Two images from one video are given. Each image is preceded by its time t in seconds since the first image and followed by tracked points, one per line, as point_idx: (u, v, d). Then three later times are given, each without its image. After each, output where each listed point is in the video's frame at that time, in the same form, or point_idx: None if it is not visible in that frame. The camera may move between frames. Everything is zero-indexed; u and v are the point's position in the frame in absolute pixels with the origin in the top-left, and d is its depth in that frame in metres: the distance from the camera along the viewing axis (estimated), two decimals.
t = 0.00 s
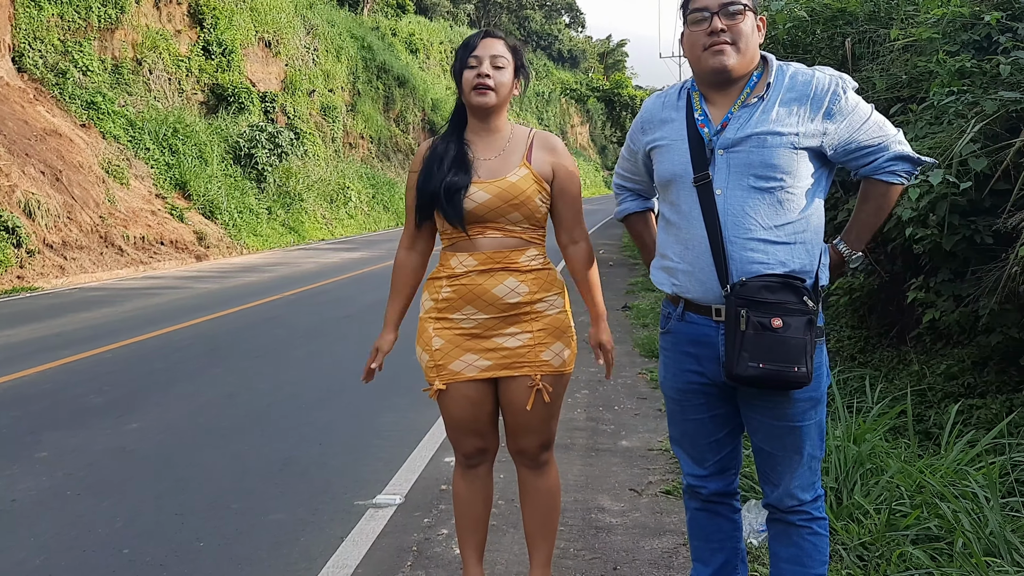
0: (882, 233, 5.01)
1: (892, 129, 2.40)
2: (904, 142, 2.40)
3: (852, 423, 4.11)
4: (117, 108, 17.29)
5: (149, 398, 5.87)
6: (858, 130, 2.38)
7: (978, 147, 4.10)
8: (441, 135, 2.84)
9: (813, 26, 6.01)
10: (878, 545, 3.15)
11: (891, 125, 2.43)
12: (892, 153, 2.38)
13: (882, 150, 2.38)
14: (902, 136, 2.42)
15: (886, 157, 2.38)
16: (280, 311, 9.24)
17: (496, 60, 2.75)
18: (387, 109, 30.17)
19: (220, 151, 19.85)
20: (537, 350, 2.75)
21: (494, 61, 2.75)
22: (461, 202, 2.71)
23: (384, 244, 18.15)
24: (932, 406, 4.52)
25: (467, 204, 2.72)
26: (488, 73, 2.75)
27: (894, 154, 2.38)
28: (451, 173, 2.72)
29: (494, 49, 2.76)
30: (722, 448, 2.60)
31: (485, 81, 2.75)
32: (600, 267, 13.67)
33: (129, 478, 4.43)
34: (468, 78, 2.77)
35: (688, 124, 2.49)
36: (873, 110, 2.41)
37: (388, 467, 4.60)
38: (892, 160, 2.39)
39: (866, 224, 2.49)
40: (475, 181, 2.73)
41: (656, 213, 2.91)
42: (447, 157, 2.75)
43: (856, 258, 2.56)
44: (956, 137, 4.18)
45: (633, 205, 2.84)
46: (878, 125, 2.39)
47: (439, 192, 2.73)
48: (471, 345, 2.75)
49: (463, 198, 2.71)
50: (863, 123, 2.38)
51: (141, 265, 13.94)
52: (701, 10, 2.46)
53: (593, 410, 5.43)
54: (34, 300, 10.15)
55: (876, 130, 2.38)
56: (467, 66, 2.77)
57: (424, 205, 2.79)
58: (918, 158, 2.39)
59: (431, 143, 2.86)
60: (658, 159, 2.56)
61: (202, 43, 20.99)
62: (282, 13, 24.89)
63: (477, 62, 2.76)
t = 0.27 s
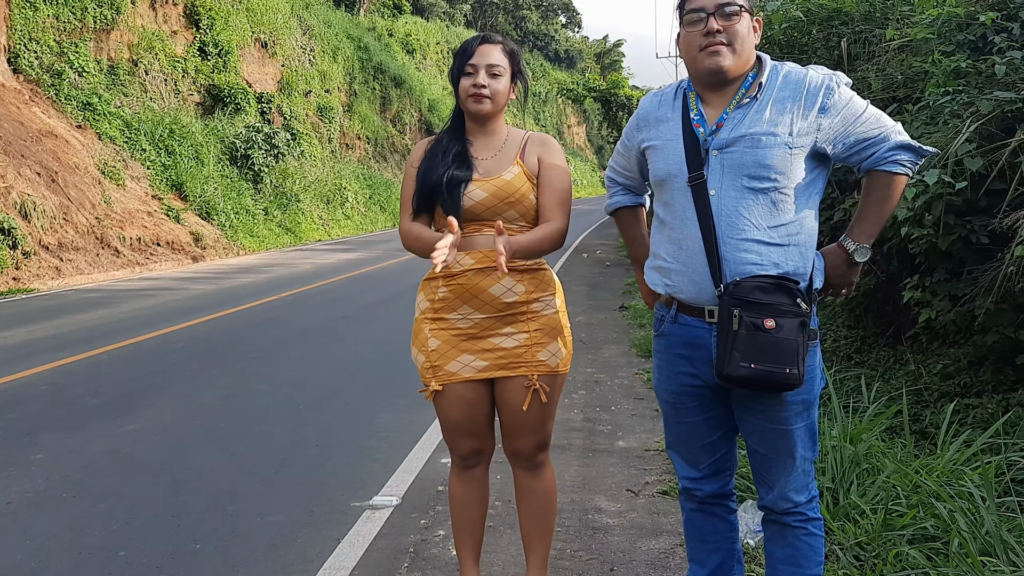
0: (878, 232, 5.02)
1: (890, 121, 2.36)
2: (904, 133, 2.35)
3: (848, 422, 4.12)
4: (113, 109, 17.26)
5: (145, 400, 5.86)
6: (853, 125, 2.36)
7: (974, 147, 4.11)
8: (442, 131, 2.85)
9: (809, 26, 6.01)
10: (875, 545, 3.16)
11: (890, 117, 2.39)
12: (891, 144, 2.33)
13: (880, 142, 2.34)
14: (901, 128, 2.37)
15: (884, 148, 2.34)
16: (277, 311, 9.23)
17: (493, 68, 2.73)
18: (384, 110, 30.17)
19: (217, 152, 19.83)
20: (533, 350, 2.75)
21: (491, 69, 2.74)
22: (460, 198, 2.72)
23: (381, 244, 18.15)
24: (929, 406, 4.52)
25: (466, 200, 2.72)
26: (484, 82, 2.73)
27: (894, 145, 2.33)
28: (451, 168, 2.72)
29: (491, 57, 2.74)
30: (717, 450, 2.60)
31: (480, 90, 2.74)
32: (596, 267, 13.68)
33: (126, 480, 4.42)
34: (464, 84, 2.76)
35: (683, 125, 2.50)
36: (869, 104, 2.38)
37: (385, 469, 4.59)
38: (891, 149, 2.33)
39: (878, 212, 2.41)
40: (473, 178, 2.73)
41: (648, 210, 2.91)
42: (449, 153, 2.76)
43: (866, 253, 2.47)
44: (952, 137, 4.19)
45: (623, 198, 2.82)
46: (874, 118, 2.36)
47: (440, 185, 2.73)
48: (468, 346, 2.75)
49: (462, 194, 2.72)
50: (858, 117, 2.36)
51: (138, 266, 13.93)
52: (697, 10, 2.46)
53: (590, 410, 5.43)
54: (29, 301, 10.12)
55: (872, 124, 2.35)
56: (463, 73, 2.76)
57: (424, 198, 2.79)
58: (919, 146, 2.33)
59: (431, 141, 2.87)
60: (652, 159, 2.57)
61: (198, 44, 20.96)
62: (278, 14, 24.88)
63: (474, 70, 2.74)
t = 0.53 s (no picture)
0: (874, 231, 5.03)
1: (891, 99, 2.31)
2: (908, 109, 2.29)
3: (845, 422, 4.12)
4: (109, 110, 17.24)
5: (142, 401, 5.85)
6: (851, 110, 2.33)
7: (970, 146, 4.11)
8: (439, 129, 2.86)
9: (805, 26, 6.02)
10: (872, 544, 3.16)
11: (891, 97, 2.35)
12: (895, 119, 2.27)
13: (882, 121, 2.29)
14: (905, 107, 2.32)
15: (888, 124, 2.28)
16: (274, 312, 9.22)
17: (488, 71, 2.72)
18: (381, 110, 30.17)
19: (214, 153, 19.81)
20: (531, 351, 2.76)
21: (484, 73, 2.72)
22: (462, 193, 2.72)
23: (378, 245, 18.15)
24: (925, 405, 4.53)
25: (465, 197, 2.73)
26: (476, 87, 2.73)
27: (898, 120, 2.27)
28: (452, 163, 2.72)
29: (483, 60, 2.72)
30: (712, 450, 2.60)
31: (473, 96, 2.74)
32: (593, 267, 13.69)
33: (122, 481, 4.42)
34: (459, 87, 2.76)
35: (679, 124, 2.50)
36: (867, 88, 2.35)
37: (383, 469, 4.59)
38: (895, 122, 2.27)
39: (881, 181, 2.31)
40: (473, 174, 2.73)
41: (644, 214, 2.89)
42: (450, 148, 2.76)
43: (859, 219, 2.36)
44: (948, 136, 4.19)
45: (619, 201, 2.82)
46: (874, 100, 2.32)
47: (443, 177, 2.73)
48: (465, 347, 2.75)
49: (462, 188, 2.72)
50: (856, 101, 2.32)
51: (135, 268, 13.91)
52: (686, 10, 2.47)
53: (587, 410, 5.43)
54: (26, 303, 10.10)
55: (872, 106, 2.31)
56: (457, 78, 2.76)
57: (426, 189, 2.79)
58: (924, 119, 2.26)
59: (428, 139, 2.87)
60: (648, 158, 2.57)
61: (194, 44, 20.94)
62: (275, 15, 24.86)
63: (466, 74, 2.74)
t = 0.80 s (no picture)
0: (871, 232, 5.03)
1: (885, 111, 2.29)
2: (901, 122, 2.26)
3: (842, 422, 4.12)
4: (105, 111, 17.20)
5: (138, 403, 5.83)
6: (845, 117, 2.30)
7: (966, 146, 4.11)
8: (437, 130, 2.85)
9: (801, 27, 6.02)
10: (868, 544, 3.16)
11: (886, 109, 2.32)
12: (885, 132, 2.25)
13: (874, 132, 2.27)
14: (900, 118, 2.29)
15: (878, 136, 2.26)
16: (270, 314, 9.21)
17: (487, 75, 2.72)
18: (377, 111, 30.14)
19: (209, 154, 19.77)
20: (529, 352, 2.75)
21: (480, 76, 2.73)
22: (460, 193, 2.71)
23: (374, 246, 18.12)
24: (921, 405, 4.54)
25: (463, 198, 2.72)
26: (474, 90, 2.73)
27: (889, 133, 2.25)
28: (451, 163, 2.72)
29: (481, 63, 2.72)
30: (709, 452, 2.60)
31: (471, 99, 2.73)
32: (589, 268, 13.69)
33: (118, 484, 4.40)
34: (456, 90, 2.76)
35: (674, 127, 2.52)
36: (862, 98, 2.33)
37: (379, 471, 4.58)
38: (885, 135, 2.25)
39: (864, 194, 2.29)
40: (471, 175, 2.73)
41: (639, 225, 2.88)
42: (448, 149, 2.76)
43: (835, 232, 2.33)
44: (944, 137, 4.20)
45: (615, 211, 2.81)
46: (868, 110, 2.29)
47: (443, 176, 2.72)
48: (462, 348, 2.74)
49: (460, 188, 2.70)
50: (850, 109, 2.30)
51: (130, 269, 13.88)
52: (679, 15, 2.48)
53: (584, 411, 5.43)
54: (21, 305, 10.07)
55: (865, 115, 2.28)
56: (454, 81, 2.76)
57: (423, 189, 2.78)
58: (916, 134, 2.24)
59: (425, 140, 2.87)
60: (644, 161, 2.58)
61: (190, 45, 20.91)
62: (270, 16, 24.84)
63: (464, 77, 2.74)
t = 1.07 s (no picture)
0: (867, 234, 5.04)
1: (884, 114, 2.30)
2: (900, 125, 2.27)
3: (839, 424, 4.12)
4: (101, 114, 17.18)
5: (135, 407, 5.82)
6: (843, 121, 2.31)
7: (961, 149, 4.13)
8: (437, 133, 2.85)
9: (797, 29, 6.03)
10: (866, 546, 3.16)
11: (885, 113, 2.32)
12: (883, 135, 2.25)
13: (872, 135, 2.27)
14: (898, 122, 2.29)
15: (877, 138, 2.26)
16: (267, 317, 9.20)
17: (486, 77, 2.72)
18: (374, 114, 30.14)
19: (206, 157, 19.75)
20: (529, 355, 2.75)
21: (485, 79, 2.73)
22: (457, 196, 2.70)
23: (371, 249, 18.12)
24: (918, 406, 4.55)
25: (462, 202, 2.71)
26: (478, 94, 2.74)
27: (888, 136, 2.25)
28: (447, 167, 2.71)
29: (483, 66, 2.72)
30: (707, 455, 2.61)
31: (473, 102, 2.75)
32: (586, 270, 13.70)
33: (115, 488, 4.39)
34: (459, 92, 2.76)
35: (672, 131, 2.53)
36: (860, 102, 2.34)
37: (377, 474, 4.58)
38: (883, 137, 2.25)
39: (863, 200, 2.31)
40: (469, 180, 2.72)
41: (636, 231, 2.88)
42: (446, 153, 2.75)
43: (836, 240, 2.35)
44: (939, 139, 4.21)
45: (613, 215, 2.82)
46: (867, 113, 2.30)
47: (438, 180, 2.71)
48: (463, 352, 2.74)
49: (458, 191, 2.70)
50: (848, 111, 2.31)
51: (127, 272, 13.86)
52: (683, 16, 2.50)
53: (581, 413, 5.43)
54: (18, 308, 10.05)
55: (862, 118, 2.29)
56: (457, 83, 2.76)
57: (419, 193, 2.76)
58: (914, 138, 2.24)
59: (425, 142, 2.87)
60: (643, 165, 2.59)
61: (187, 48, 20.90)
62: (267, 19, 24.85)
63: (466, 80, 2.74)
